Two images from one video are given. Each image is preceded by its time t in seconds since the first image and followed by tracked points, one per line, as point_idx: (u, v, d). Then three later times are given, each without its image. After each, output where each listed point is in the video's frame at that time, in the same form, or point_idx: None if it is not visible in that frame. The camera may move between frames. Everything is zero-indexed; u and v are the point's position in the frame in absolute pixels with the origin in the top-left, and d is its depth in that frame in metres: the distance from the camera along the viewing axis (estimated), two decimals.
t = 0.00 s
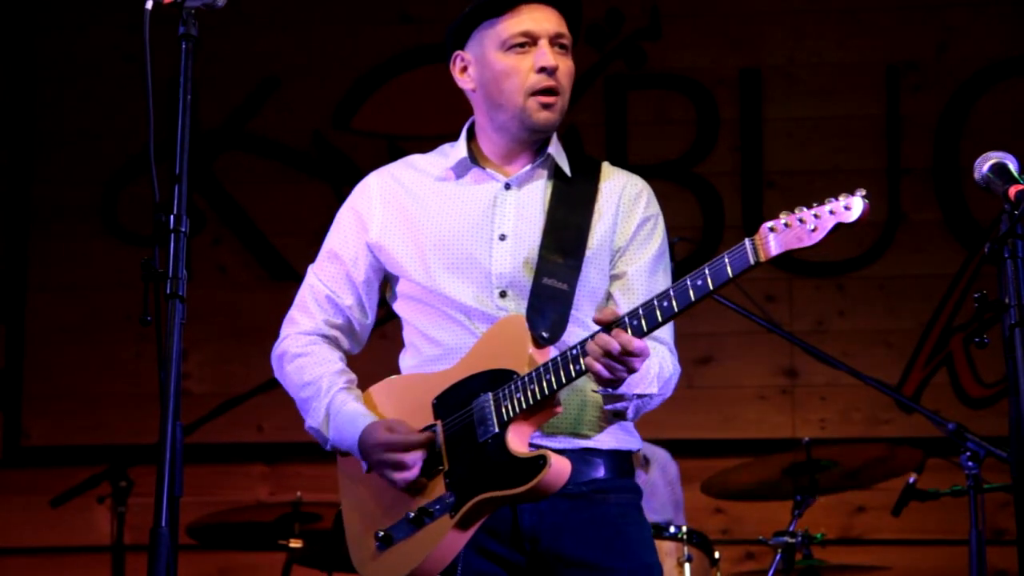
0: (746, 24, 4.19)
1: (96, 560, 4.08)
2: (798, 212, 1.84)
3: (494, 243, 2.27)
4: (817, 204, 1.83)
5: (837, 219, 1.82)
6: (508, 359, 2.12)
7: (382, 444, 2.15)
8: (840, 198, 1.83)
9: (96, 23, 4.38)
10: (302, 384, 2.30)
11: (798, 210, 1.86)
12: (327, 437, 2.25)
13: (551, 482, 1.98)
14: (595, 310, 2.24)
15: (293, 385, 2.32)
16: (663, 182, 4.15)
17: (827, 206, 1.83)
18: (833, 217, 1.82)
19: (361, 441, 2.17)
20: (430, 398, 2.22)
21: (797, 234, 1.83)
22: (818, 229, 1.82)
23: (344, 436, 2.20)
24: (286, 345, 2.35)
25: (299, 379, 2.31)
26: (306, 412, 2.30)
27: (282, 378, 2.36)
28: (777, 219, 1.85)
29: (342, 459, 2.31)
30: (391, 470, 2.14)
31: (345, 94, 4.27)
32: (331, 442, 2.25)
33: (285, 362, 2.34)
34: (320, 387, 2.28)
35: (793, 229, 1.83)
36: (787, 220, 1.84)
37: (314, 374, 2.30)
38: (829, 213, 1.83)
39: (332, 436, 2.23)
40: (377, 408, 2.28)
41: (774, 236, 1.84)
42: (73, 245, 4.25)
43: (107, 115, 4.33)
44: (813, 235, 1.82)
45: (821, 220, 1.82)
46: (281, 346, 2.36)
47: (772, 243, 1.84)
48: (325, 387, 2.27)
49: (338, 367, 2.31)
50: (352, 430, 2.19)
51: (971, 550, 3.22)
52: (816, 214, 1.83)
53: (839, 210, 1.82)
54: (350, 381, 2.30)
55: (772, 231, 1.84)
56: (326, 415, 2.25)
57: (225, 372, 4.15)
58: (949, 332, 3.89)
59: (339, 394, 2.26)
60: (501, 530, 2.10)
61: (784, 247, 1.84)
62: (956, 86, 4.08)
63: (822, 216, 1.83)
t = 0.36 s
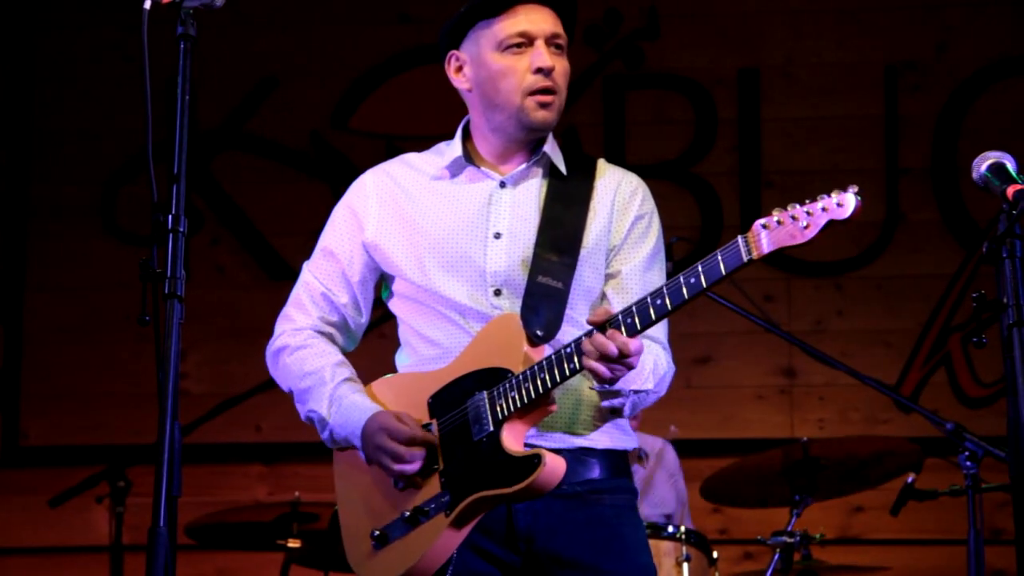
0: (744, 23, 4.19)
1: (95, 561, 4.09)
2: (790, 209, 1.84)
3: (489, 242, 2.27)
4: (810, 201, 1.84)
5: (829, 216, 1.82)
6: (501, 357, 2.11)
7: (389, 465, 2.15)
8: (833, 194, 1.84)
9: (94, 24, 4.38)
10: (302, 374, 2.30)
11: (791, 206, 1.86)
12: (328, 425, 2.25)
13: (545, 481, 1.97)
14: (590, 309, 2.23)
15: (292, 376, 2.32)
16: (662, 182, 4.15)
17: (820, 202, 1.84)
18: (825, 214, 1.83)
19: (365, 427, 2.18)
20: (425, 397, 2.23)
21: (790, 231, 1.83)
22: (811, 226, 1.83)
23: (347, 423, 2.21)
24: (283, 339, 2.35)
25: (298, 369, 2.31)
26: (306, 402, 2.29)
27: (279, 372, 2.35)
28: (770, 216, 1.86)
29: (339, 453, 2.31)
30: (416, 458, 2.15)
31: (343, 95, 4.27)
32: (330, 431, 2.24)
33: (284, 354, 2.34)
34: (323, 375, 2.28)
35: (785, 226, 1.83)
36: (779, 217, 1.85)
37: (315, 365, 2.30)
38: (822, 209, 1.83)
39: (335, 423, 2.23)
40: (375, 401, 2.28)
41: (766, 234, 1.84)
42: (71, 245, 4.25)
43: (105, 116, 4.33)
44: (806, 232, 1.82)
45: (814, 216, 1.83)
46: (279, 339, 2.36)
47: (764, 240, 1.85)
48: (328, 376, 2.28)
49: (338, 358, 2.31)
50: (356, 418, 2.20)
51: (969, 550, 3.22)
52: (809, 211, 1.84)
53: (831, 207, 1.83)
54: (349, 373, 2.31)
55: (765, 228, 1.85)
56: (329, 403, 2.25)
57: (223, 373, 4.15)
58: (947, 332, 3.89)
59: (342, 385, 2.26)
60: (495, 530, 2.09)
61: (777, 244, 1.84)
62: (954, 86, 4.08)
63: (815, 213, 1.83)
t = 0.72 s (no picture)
0: (743, 23, 4.19)
1: (94, 561, 4.08)
2: (799, 223, 1.84)
3: (488, 247, 2.27)
4: (819, 215, 1.83)
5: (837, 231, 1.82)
6: (502, 362, 2.11)
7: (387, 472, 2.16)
8: (841, 209, 1.84)
9: (93, 23, 4.38)
10: (296, 380, 2.31)
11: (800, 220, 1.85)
12: (320, 433, 2.26)
13: (544, 486, 1.98)
14: (588, 316, 2.23)
15: (286, 381, 2.33)
16: (661, 182, 4.15)
17: (828, 217, 1.84)
18: (834, 229, 1.83)
19: (356, 435, 2.19)
20: (424, 399, 2.23)
21: (797, 245, 1.83)
22: (819, 240, 1.82)
23: (340, 431, 2.21)
24: (279, 341, 2.35)
25: (293, 374, 2.32)
26: (299, 408, 2.30)
27: (274, 374, 2.36)
28: (779, 229, 1.85)
29: (333, 453, 2.32)
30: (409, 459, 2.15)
31: (342, 94, 4.27)
32: (324, 439, 2.26)
33: (278, 358, 2.35)
34: (315, 382, 2.29)
35: (794, 239, 1.82)
36: (788, 230, 1.84)
37: (308, 370, 2.31)
38: (831, 224, 1.83)
39: (327, 432, 2.24)
40: (372, 406, 2.28)
41: (774, 247, 1.84)
42: (70, 245, 4.25)
43: (103, 116, 4.33)
44: (813, 247, 1.82)
45: (822, 231, 1.83)
46: (275, 342, 2.36)
47: (771, 253, 1.84)
48: (320, 382, 2.28)
49: (332, 363, 2.32)
50: (347, 427, 2.20)
51: (968, 550, 3.22)
52: (818, 226, 1.83)
53: (840, 222, 1.83)
54: (344, 377, 2.31)
55: (773, 241, 1.84)
56: (320, 411, 2.26)
57: (222, 373, 4.15)
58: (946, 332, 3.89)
59: (334, 389, 2.27)
60: (493, 533, 2.09)
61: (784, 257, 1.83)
62: (953, 86, 4.08)
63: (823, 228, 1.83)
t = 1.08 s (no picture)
0: (742, 23, 4.19)
1: (93, 561, 4.08)
2: (796, 224, 1.84)
3: (483, 248, 2.27)
4: (816, 216, 1.84)
5: (835, 232, 1.83)
6: (499, 363, 2.11)
7: (391, 473, 2.14)
8: (838, 210, 1.84)
9: (93, 23, 4.38)
10: (294, 382, 2.31)
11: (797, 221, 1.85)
12: (320, 433, 2.26)
13: (544, 488, 1.98)
14: (585, 313, 2.23)
15: (285, 383, 2.33)
16: (660, 182, 4.15)
17: (825, 218, 1.84)
18: (831, 230, 1.83)
19: (360, 435, 2.17)
20: (422, 399, 2.22)
21: (795, 245, 1.83)
22: (817, 241, 1.83)
23: (340, 431, 2.21)
24: (275, 345, 2.35)
25: (291, 376, 2.32)
26: (299, 409, 2.30)
27: (272, 377, 2.36)
28: (776, 229, 1.85)
29: (333, 454, 2.31)
30: (416, 464, 2.14)
31: (342, 95, 4.27)
32: (323, 439, 2.25)
33: (275, 360, 2.34)
34: (314, 382, 2.29)
35: (791, 239, 1.82)
36: (785, 231, 1.84)
37: (307, 371, 2.31)
38: (828, 225, 1.84)
39: (326, 431, 2.24)
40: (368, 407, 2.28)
41: (772, 247, 1.84)
42: (70, 246, 4.25)
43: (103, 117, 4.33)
44: (811, 247, 1.82)
45: (820, 231, 1.83)
46: (271, 346, 2.36)
47: (769, 254, 1.84)
48: (319, 383, 2.28)
49: (331, 364, 2.32)
50: (346, 427, 2.20)
51: (968, 550, 3.22)
52: (815, 226, 1.84)
53: (838, 223, 1.83)
54: (342, 378, 2.31)
55: (770, 242, 1.84)
56: (320, 411, 2.26)
57: (222, 373, 4.15)
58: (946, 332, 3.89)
59: (334, 390, 2.27)
60: (493, 532, 2.10)
61: (783, 258, 1.83)
62: (953, 86, 4.08)
63: (821, 228, 1.83)
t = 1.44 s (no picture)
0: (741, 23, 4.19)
1: (92, 561, 4.08)
2: (791, 211, 1.84)
3: (482, 247, 2.27)
4: (811, 203, 1.84)
5: (831, 217, 1.83)
6: (498, 360, 2.11)
7: (390, 470, 2.14)
8: (834, 195, 1.85)
9: (92, 22, 4.38)
10: (293, 383, 2.31)
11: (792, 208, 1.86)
12: (318, 434, 2.25)
13: (545, 483, 1.98)
14: (583, 312, 2.23)
15: (282, 385, 2.33)
16: (660, 182, 4.15)
17: (821, 204, 1.84)
18: (827, 215, 1.83)
19: (357, 434, 2.17)
20: (419, 400, 2.22)
21: (790, 232, 1.83)
22: (812, 227, 1.83)
23: (339, 430, 2.20)
24: (273, 346, 2.35)
25: (289, 378, 2.31)
26: (297, 410, 2.30)
27: (269, 379, 2.36)
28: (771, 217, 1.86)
29: (333, 457, 2.31)
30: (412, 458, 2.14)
31: (341, 94, 4.27)
32: (322, 440, 2.24)
33: (273, 361, 2.35)
34: (313, 384, 2.29)
35: (786, 226, 1.83)
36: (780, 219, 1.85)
37: (304, 373, 2.31)
38: (824, 211, 1.84)
39: (325, 432, 2.23)
40: (367, 408, 2.28)
41: (767, 235, 1.84)
42: (69, 245, 4.25)
43: (102, 116, 4.32)
44: (807, 233, 1.83)
45: (815, 218, 1.83)
46: (269, 346, 2.36)
47: (765, 242, 1.85)
48: (317, 385, 2.28)
49: (328, 366, 2.32)
50: (346, 426, 2.19)
51: (967, 550, 3.22)
52: (810, 213, 1.84)
53: (833, 208, 1.83)
54: (340, 380, 2.31)
55: (765, 230, 1.85)
56: (319, 412, 2.26)
57: (221, 372, 4.15)
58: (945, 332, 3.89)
59: (332, 391, 2.27)
60: (493, 532, 2.10)
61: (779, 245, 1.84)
62: (952, 86, 4.08)
63: (816, 215, 1.84)
